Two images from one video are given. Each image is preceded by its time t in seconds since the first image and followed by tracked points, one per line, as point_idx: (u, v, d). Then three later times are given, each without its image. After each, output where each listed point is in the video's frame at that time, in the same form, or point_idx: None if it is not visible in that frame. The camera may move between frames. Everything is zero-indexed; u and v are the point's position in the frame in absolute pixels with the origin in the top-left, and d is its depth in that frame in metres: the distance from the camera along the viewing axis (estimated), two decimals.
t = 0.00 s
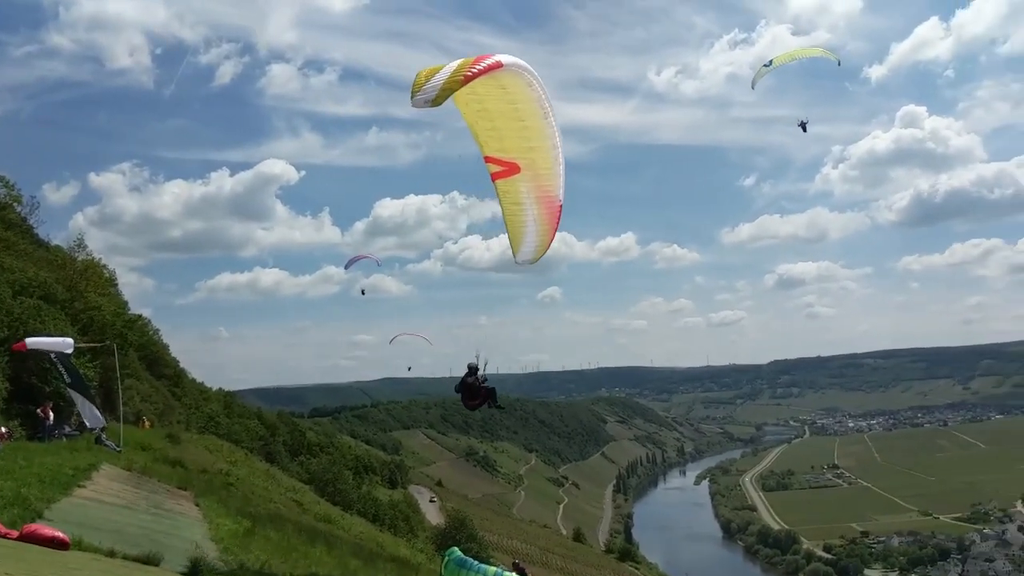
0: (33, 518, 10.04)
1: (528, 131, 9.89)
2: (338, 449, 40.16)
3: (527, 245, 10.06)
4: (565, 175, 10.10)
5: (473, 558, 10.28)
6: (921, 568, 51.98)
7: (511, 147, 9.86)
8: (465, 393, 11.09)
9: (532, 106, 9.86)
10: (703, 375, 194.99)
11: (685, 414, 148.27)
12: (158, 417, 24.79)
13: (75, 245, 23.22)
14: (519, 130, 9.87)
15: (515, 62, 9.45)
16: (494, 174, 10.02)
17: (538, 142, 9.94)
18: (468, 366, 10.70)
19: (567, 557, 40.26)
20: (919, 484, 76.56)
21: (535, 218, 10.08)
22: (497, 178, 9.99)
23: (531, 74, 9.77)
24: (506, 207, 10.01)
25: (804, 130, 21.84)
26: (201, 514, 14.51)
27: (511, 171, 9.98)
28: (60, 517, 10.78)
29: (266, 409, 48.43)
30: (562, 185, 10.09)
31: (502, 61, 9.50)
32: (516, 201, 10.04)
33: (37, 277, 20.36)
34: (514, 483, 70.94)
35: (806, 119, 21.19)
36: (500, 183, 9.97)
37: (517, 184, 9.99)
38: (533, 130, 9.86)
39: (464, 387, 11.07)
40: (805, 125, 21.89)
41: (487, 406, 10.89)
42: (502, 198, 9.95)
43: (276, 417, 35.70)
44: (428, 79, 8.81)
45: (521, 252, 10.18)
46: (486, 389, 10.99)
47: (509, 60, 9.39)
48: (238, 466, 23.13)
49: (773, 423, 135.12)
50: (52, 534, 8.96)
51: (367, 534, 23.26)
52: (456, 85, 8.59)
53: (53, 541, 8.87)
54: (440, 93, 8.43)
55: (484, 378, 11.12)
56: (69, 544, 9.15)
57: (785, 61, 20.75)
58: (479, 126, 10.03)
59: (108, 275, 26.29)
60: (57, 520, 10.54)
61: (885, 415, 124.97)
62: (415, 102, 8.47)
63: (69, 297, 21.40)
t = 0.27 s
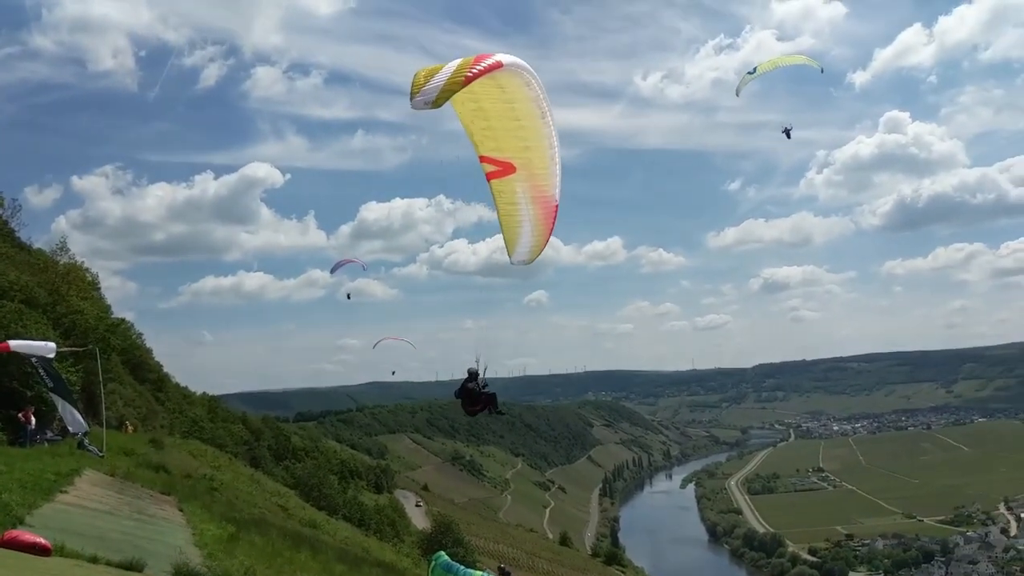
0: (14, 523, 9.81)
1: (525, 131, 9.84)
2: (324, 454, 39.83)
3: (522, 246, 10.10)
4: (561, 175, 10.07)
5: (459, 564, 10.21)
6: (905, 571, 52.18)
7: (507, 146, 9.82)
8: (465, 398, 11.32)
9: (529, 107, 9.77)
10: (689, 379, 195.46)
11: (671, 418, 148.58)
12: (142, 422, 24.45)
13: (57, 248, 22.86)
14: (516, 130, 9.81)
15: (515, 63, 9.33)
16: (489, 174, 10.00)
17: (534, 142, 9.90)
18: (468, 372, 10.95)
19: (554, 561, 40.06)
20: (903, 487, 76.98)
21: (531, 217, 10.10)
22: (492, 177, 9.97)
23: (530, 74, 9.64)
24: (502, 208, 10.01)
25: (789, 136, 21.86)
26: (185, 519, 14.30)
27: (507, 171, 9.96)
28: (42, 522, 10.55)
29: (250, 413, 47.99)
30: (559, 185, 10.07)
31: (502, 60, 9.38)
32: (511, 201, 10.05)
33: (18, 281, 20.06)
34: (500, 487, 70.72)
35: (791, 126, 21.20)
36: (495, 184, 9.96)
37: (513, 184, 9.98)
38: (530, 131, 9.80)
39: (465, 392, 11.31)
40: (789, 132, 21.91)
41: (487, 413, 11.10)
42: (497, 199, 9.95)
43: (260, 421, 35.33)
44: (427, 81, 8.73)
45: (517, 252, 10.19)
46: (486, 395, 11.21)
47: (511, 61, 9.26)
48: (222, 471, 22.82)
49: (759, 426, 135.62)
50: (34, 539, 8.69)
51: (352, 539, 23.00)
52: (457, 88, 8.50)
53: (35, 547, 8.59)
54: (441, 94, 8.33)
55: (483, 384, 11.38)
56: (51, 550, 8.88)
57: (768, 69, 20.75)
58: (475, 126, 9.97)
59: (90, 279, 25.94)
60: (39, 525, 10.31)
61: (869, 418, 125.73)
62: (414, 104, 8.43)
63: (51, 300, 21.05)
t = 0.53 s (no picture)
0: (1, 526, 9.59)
1: (529, 129, 9.76)
2: (315, 456, 39.61)
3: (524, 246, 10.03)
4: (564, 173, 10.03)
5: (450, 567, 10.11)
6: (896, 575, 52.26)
7: (510, 145, 9.74)
8: (470, 401, 11.55)
9: (534, 105, 9.69)
10: (680, 382, 195.65)
11: (663, 421, 148.65)
12: (132, 424, 24.19)
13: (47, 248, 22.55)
14: (519, 128, 9.74)
15: (524, 61, 9.23)
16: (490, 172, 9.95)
17: (538, 141, 9.85)
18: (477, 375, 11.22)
19: (545, 564, 39.89)
20: (893, 491, 77.15)
21: (532, 216, 10.09)
22: (494, 175, 9.93)
23: (537, 72, 9.53)
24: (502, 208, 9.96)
25: (780, 143, 21.79)
26: (174, 521, 14.13)
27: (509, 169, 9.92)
28: (30, 524, 10.34)
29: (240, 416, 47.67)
30: (560, 183, 10.04)
31: (510, 59, 9.27)
32: (513, 199, 10.02)
33: (7, 281, 19.77)
34: (492, 490, 70.58)
35: (782, 133, 21.15)
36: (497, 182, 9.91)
37: (515, 182, 9.95)
38: (534, 129, 9.74)
39: (470, 395, 11.57)
40: (780, 139, 21.86)
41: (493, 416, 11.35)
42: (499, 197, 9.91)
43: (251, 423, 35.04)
44: (435, 80, 8.67)
45: (518, 251, 10.16)
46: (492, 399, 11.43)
47: (519, 59, 9.16)
48: (211, 473, 22.56)
49: (750, 430, 135.77)
50: (21, 542, 8.22)
51: (343, 542, 22.75)
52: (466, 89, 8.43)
53: (21, 550, 8.13)
54: (449, 97, 8.30)
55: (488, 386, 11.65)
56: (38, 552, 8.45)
57: (761, 75, 20.66)
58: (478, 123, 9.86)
59: (80, 280, 25.63)
60: (27, 527, 10.10)
61: (860, 422, 126.06)
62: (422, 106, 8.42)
63: (40, 301, 20.75)
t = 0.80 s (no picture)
0: None
1: (528, 128, 9.95)
2: (302, 460, 39.21)
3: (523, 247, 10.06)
4: (563, 173, 10.17)
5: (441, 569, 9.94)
6: None
7: (510, 144, 9.88)
8: (475, 407, 11.57)
9: (535, 104, 9.88)
10: (669, 386, 195.74)
11: (652, 425, 148.69)
12: (118, 428, 23.78)
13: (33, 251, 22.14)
14: (520, 128, 9.90)
15: (528, 61, 9.45)
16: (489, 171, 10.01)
17: (538, 141, 9.99)
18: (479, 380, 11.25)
19: (534, 569, 39.56)
20: (881, 494, 77.37)
21: (531, 215, 10.14)
22: (492, 175, 9.95)
23: (539, 73, 9.76)
24: (501, 207, 10.00)
25: (767, 149, 21.76)
26: (159, 526, 13.82)
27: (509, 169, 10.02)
28: (13, 529, 10.04)
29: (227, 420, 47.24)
30: (559, 184, 10.18)
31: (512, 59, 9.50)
32: (512, 199, 10.08)
33: None
34: (480, 494, 70.18)
35: (770, 138, 21.12)
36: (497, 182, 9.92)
37: (514, 181, 10.05)
38: (534, 128, 9.91)
39: (474, 401, 11.59)
40: (767, 145, 21.83)
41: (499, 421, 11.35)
42: (498, 196, 9.94)
43: (239, 428, 34.67)
44: (440, 79, 8.89)
45: (518, 251, 10.16)
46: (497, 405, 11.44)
47: (523, 59, 9.37)
48: (198, 478, 22.22)
49: (739, 433, 136.00)
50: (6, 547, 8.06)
51: (332, 547, 22.44)
52: (470, 87, 8.66)
53: (6, 556, 7.98)
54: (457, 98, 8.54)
55: (493, 390, 11.65)
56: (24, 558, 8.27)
57: (747, 81, 20.65)
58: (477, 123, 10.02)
59: (67, 283, 25.27)
60: (10, 532, 9.80)
61: (848, 425, 126.47)
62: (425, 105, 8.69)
63: (25, 305, 20.36)
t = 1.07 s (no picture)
0: None
1: (531, 128, 9.74)
2: (290, 464, 38.80)
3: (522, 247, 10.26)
4: (563, 173, 10.15)
5: None
6: None
7: (510, 144, 9.74)
8: (480, 412, 11.55)
9: (538, 104, 9.62)
10: (658, 390, 195.81)
11: (641, 429, 148.57)
12: (104, 432, 23.34)
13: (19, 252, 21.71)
14: (522, 129, 9.71)
15: (535, 60, 9.18)
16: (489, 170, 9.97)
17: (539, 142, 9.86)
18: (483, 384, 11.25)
19: None
20: (869, 499, 77.45)
21: (531, 215, 10.24)
22: (493, 173, 9.96)
23: (544, 71, 9.47)
24: (501, 208, 10.09)
25: (755, 157, 21.56)
26: (146, 531, 13.48)
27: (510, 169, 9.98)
28: None
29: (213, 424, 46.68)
30: (559, 183, 10.19)
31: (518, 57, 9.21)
32: (512, 198, 10.13)
33: None
34: (469, 498, 69.81)
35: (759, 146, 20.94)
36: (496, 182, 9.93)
37: (514, 181, 10.03)
38: (536, 129, 9.71)
39: (478, 405, 11.55)
40: (756, 154, 21.64)
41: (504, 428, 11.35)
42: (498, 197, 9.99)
43: (225, 432, 34.20)
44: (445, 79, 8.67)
45: (517, 251, 10.38)
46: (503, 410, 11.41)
47: (530, 59, 9.10)
48: (185, 482, 21.83)
49: (727, 438, 136.07)
50: None
51: (320, 552, 22.11)
52: (477, 91, 8.45)
53: None
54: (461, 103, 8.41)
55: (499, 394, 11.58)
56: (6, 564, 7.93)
57: (735, 90, 20.43)
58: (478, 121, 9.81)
59: (53, 285, 24.81)
60: None
61: (836, 430, 126.75)
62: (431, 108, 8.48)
63: (10, 306, 19.93)
